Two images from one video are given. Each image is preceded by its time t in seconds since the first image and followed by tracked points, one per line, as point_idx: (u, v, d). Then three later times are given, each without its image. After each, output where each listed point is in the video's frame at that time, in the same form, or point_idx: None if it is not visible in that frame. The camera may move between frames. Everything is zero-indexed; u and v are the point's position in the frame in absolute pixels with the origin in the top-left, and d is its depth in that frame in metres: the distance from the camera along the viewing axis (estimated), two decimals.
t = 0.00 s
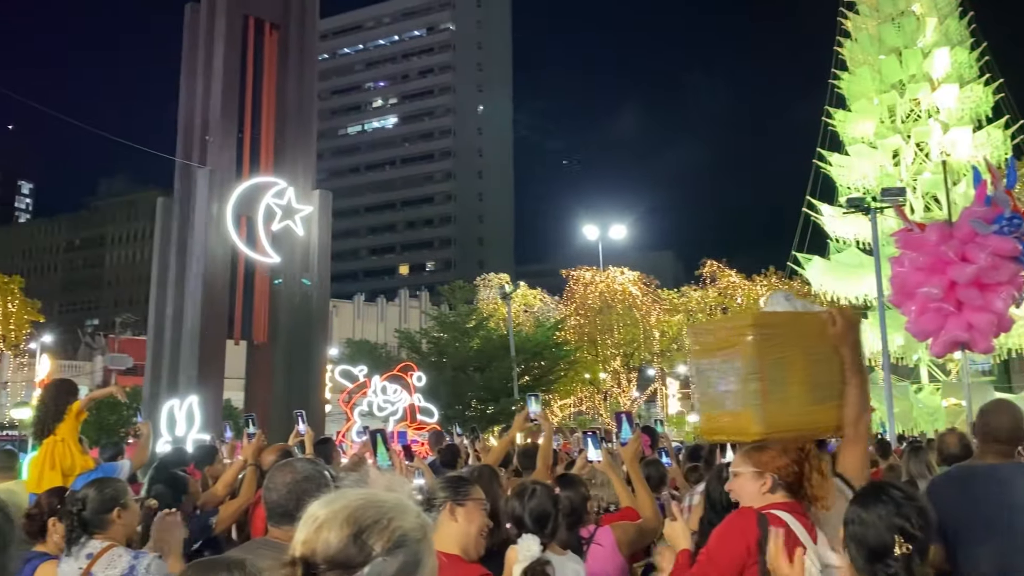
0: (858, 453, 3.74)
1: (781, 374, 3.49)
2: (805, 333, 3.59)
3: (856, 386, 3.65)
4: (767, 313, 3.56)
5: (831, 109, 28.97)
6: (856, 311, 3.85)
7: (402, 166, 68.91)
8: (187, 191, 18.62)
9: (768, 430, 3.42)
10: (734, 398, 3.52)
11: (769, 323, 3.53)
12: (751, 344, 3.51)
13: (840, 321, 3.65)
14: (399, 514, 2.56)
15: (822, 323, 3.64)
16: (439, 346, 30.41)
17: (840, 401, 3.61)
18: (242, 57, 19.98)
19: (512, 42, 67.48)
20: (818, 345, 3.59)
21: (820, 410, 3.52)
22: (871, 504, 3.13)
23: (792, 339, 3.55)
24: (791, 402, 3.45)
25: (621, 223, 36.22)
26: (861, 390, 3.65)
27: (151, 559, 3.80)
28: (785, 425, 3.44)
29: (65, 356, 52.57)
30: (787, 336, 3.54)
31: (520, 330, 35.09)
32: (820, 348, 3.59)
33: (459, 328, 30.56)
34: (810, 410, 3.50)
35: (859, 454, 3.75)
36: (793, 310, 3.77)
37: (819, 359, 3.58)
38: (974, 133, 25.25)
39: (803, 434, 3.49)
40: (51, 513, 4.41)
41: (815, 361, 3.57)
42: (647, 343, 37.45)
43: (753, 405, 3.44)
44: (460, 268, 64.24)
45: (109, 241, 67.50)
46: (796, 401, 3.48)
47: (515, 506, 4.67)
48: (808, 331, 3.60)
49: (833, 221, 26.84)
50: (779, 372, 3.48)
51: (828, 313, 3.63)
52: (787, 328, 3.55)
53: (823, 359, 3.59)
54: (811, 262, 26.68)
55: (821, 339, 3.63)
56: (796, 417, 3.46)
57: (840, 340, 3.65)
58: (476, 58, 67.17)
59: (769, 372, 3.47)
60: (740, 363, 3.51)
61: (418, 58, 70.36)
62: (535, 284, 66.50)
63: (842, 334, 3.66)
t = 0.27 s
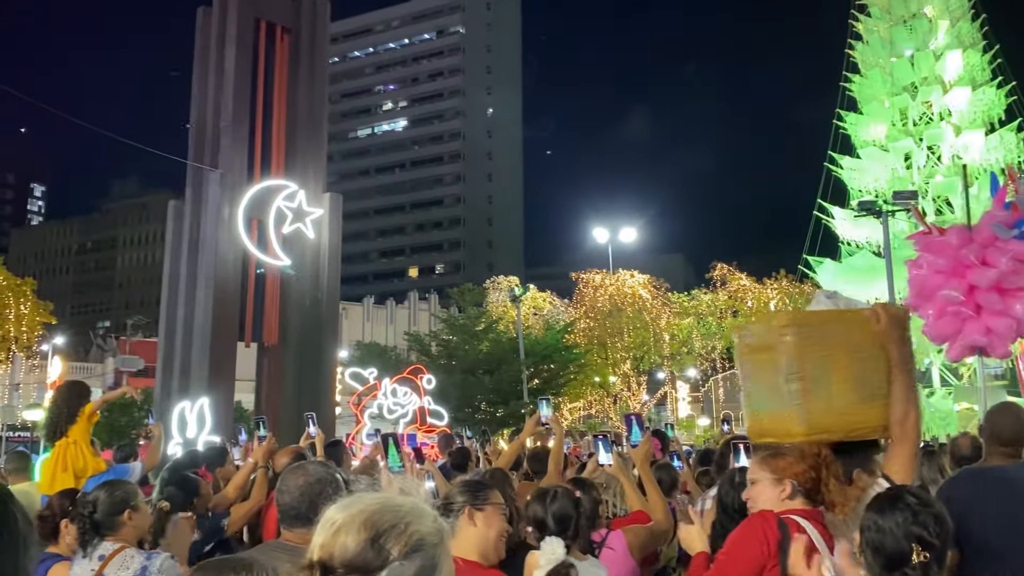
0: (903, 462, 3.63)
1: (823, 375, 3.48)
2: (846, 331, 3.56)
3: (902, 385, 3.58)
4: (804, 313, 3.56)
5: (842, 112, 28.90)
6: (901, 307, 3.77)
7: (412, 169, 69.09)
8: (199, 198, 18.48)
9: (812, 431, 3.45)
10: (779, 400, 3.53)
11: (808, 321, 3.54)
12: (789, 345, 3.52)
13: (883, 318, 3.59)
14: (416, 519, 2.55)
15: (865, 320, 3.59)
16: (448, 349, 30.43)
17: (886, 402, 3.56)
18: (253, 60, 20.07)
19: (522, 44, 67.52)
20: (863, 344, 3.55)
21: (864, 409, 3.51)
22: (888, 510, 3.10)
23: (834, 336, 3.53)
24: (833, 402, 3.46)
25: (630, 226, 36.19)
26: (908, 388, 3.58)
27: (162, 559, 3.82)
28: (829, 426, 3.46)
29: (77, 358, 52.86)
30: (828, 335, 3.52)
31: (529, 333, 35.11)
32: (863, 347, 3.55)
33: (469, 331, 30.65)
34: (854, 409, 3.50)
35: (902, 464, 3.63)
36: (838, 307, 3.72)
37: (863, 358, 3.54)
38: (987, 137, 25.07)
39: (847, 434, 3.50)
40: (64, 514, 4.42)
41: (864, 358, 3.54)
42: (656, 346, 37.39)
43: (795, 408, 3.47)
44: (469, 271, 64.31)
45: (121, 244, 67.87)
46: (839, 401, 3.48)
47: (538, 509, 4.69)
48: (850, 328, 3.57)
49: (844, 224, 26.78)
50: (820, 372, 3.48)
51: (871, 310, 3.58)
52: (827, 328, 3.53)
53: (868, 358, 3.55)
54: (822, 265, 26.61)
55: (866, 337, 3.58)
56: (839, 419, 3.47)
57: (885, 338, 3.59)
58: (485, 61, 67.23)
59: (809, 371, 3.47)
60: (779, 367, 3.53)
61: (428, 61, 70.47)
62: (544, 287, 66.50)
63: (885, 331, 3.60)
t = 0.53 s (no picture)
0: (910, 476, 3.58)
1: (830, 383, 3.61)
2: (857, 336, 3.63)
3: (916, 390, 3.59)
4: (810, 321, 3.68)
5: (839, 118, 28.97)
6: (921, 310, 3.78)
7: (410, 172, 69.10)
8: (195, 196, 18.55)
9: (818, 439, 3.62)
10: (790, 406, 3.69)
11: (812, 329, 3.65)
12: (794, 352, 3.66)
13: (894, 323, 3.64)
14: (409, 523, 2.55)
15: (878, 326, 3.65)
16: (445, 352, 30.40)
17: (898, 407, 3.59)
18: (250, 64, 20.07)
19: (520, 48, 67.56)
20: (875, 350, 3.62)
21: (875, 415, 3.59)
22: (878, 515, 3.11)
23: (839, 342, 3.63)
24: (840, 408, 3.58)
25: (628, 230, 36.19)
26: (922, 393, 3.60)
27: (156, 560, 3.80)
28: (838, 433, 3.60)
29: (73, 359, 52.72)
30: (836, 340, 3.63)
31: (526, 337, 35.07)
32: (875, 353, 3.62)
33: (466, 334, 30.62)
34: (864, 415, 3.59)
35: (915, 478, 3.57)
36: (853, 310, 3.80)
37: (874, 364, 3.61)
38: (983, 143, 25.12)
39: (859, 441, 3.62)
40: (55, 516, 4.41)
41: (883, 365, 3.61)
42: (653, 350, 37.39)
43: (801, 418, 3.65)
44: (466, 274, 64.23)
45: (118, 246, 67.85)
46: (849, 407, 3.59)
47: (545, 513, 4.68)
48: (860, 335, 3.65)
49: (841, 229, 26.83)
50: (826, 379, 3.61)
51: (883, 315, 3.63)
52: (833, 335, 3.63)
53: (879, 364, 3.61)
54: (819, 271, 26.65)
55: (876, 339, 3.63)
56: (847, 425, 3.60)
57: (898, 343, 3.61)
58: (484, 64, 67.22)
59: (815, 380, 3.62)
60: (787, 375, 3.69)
61: (426, 64, 70.50)
62: (542, 291, 66.39)
63: (900, 335, 3.63)
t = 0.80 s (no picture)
0: (888, 484, 3.69)
1: (807, 396, 3.90)
2: (834, 351, 3.89)
3: (890, 400, 3.74)
4: (789, 337, 3.98)
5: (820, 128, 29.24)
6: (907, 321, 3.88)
7: (394, 176, 69.02)
8: (178, 198, 18.61)
9: (798, 449, 3.90)
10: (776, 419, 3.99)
11: (793, 346, 3.95)
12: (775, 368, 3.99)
13: (869, 337, 3.83)
14: (372, 530, 2.55)
15: (856, 339, 3.87)
16: (428, 357, 30.32)
17: (875, 417, 3.78)
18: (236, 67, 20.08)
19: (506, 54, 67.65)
20: (853, 363, 3.85)
21: (853, 426, 3.81)
22: (844, 522, 3.17)
23: (821, 358, 3.90)
24: (818, 420, 3.85)
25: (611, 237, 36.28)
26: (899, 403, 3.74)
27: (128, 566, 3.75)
28: (820, 444, 3.87)
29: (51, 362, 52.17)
30: (815, 355, 3.90)
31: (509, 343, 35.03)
32: (851, 366, 3.86)
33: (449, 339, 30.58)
34: (841, 426, 3.83)
35: (892, 487, 3.69)
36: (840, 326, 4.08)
37: (853, 376, 3.85)
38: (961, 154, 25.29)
39: (841, 452, 3.86)
40: (28, 521, 4.39)
41: (865, 377, 3.83)
42: (634, 357, 37.47)
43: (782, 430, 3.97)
44: (450, 279, 64.14)
45: (99, 248, 67.30)
46: (828, 419, 3.85)
47: (527, 520, 4.69)
48: (838, 349, 3.90)
49: (821, 238, 26.95)
50: (802, 394, 3.90)
51: (860, 327, 3.82)
52: (810, 351, 3.91)
53: (857, 376, 3.84)
54: (799, 279, 26.84)
55: (856, 355, 3.87)
56: (827, 438, 3.86)
57: (874, 355, 3.79)
58: (469, 70, 67.23)
59: (793, 394, 3.92)
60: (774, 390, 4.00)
61: (412, 69, 70.46)
62: (525, 297, 66.36)
63: (878, 346, 3.80)
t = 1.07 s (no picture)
0: (840, 493, 3.70)
1: (768, 409, 4.03)
2: (787, 366, 4.00)
3: (838, 412, 3.76)
4: (748, 353, 4.12)
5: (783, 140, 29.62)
6: (860, 331, 3.87)
7: (361, 182, 68.66)
8: (137, 199, 18.30)
9: (763, 462, 4.04)
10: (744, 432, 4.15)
11: (752, 359, 4.09)
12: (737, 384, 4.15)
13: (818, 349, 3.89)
14: (314, 542, 2.46)
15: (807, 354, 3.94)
16: (391, 365, 30.09)
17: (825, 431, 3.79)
18: (200, 69, 19.86)
19: (474, 62, 67.70)
20: (805, 376, 3.93)
21: (809, 437, 3.90)
22: (796, 529, 3.18)
23: (778, 369, 4.01)
24: (775, 431, 3.98)
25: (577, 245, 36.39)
26: (847, 414, 3.75)
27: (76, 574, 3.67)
28: (781, 455, 3.99)
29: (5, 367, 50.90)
30: (771, 371, 4.03)
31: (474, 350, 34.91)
32: (804, 380, 3.94)
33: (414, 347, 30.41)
34: (799, 437, 3.93)
35: (844, 498, 3.70)
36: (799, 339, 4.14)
37: (808, 391, 3.94)
38: (918, 169, 25.80)
39: (802, 462, 3.94)
40: None
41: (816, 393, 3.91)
42: (598, 366, 37.46)
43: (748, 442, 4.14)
44: (416, 286, 63.88)
45: (57, 251, 65.96)
46: (786, 431, 3.96)
47: (479, 531, 4.66)
48: (791, 364, 3.99)
49: (782, 249, 27.33)
50: (764, 406, 4.03)
51: (809, 341, 3.90)
52: (766, 366, 4.04)
53: (810, 389, 3.92)
54: (761, 290, 27.09)
55: (810, 368, 3.95)
56: (785, 448, 3.97)
57: (824, 367, 3.84)
58: (438, 77, 67.22)
59: (755, 408, 4.07)
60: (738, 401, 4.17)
61: (380, 75, 70.20)
62: (491, 305, 66.30)
63: (828, 358, 3.85)
